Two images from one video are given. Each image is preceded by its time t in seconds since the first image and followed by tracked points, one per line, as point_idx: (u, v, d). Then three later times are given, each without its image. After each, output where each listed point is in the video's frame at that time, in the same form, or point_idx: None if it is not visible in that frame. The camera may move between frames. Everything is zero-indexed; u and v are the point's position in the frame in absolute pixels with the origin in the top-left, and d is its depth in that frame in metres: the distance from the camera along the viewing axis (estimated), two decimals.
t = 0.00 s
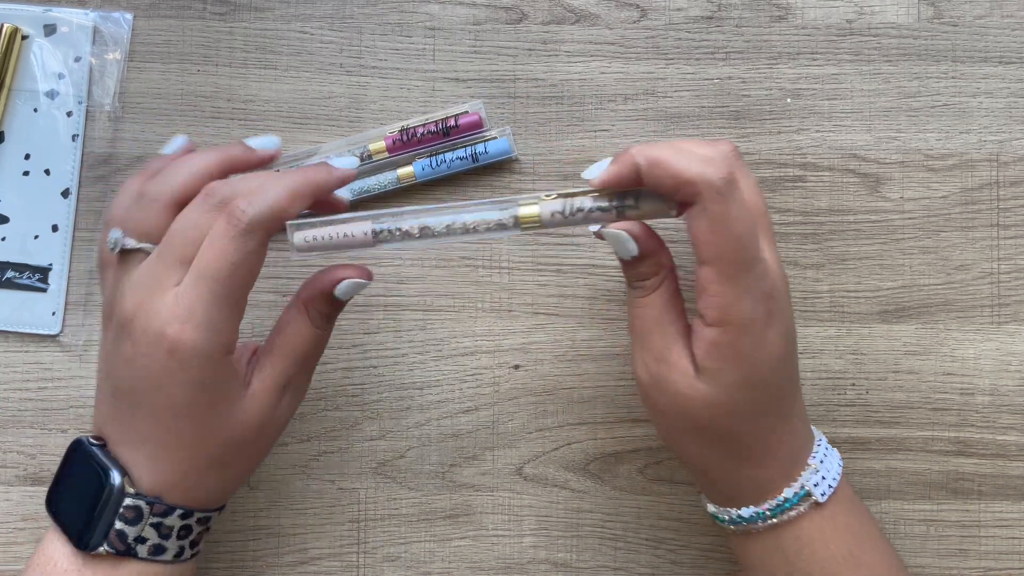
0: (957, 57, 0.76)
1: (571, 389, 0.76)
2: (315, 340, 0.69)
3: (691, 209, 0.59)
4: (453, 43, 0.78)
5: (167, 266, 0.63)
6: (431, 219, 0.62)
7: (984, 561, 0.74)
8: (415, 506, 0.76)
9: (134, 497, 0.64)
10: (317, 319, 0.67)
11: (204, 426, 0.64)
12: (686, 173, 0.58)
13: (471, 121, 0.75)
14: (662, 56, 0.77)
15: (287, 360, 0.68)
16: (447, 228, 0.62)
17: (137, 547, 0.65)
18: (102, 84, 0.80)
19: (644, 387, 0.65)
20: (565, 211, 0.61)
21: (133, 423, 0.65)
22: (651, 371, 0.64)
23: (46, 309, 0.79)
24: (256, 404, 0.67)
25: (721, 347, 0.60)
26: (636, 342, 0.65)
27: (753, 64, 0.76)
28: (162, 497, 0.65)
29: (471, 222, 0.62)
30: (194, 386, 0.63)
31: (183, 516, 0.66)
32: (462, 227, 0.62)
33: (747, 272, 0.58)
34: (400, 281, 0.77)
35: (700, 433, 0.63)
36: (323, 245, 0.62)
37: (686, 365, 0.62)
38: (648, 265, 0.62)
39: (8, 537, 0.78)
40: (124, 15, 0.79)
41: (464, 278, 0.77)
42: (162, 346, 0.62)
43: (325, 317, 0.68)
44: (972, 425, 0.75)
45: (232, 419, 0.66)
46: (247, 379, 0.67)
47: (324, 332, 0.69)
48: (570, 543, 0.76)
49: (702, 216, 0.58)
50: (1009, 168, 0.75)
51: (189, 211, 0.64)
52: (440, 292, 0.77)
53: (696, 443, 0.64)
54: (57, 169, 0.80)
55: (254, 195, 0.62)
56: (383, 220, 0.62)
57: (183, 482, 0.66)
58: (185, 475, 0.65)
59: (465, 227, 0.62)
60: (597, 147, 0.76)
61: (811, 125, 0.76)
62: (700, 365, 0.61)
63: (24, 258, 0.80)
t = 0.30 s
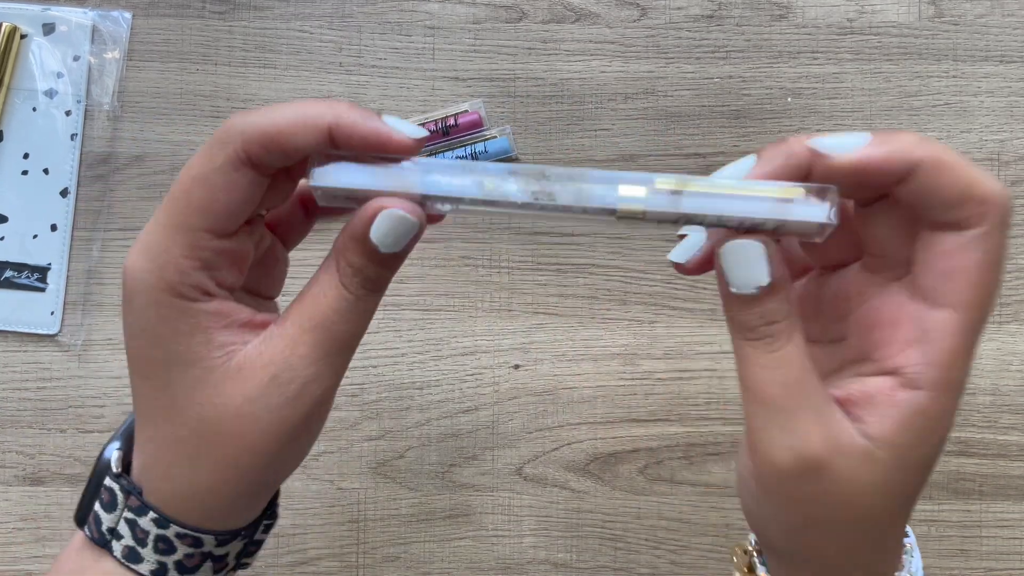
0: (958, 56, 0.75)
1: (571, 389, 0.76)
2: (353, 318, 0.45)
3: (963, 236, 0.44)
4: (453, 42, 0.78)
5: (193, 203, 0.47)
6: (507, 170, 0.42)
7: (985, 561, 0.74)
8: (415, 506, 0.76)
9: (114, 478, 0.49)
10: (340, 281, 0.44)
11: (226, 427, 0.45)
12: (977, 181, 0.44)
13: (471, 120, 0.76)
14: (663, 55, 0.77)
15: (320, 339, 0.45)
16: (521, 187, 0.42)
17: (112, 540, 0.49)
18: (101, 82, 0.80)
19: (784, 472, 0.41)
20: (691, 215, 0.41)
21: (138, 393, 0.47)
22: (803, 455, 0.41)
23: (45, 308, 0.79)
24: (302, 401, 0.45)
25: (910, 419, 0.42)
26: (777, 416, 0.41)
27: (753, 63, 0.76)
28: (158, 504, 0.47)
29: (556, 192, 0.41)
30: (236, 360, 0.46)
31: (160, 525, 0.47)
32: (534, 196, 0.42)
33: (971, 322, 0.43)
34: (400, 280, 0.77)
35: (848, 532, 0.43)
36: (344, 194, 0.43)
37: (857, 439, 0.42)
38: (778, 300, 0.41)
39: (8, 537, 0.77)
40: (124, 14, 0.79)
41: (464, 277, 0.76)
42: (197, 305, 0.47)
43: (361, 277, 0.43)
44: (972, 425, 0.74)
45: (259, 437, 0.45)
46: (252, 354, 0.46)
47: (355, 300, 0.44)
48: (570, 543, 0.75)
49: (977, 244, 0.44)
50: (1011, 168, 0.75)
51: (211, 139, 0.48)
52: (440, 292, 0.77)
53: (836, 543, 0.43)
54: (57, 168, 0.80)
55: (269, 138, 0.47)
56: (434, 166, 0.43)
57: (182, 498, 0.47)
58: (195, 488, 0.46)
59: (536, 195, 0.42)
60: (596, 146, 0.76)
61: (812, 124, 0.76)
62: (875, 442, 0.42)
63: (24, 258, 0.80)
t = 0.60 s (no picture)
0: (961, 55, 0.75)
1: (572, 390, 0.75)
2: (378, 363, 0.43)
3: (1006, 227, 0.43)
4: (453, 40, 0.77)
5: (193, 261, 0.48)
6: (511, 205, 0.38)
7: (988, 563, 0.73)
8: (414, 508, 0.76)
9: (200, 482, 0.56)
10: (371, 313, 0.41)
11: (287, 460, 0.47)
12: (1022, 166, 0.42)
13: (470, 119, 0.75)
14: (664, 53, 0.76)
15: (347, 390, 0.44)
16: (526, 218, 0.38)
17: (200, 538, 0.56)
18: (98, 81, 0.79)
19: (852, 510, 0.41)
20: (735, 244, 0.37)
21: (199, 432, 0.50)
22: (875, 493, 0.40)
23: (41, 309, 0.79)
24: (356, 422, 0.46)
25: (963, 420, 0.44)
26: (847, 459, 0.39)
27: (755, 62, 0.76)
28: (234, 515, 0.53)
29: (577, 215, 0.38)
30: (268, 413, 0.48)
31: (240, 532, 0.53)
32: (552, 219, 0.38)
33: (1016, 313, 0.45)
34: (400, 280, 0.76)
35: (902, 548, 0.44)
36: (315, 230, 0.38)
37: (922, 458, 0.43)
38: (859, 323, 0.37)
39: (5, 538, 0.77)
40: (120, 12, 0.79)
41: (463, 277, 0.76)
42: (217, 360, 0.49)
43: (369, 321, 0.42)
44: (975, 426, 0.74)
45: (330, 452, 0.47)
46: (280, 403, 0.47)
47: (377, 348, 0.43)
48: (570, 545, 0.75)
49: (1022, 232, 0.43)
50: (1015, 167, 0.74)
51: (189, 181, 0.47)
52: (440, 292, 0.76)
53: (888, 559, 0.44)
54: (54, 168, 0.79)
55: (236, 177, 0.45)
56: (424, 198, 0.39)
57: (252, 504, 0.50)
58: (266, 506, 0.50)
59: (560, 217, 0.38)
60: (596, 146, 0.76)
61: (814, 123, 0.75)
62: (932, 457, 0.43)
63: (20, 258, 0.79)
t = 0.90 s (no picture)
0: (961, 54, 0.75)
1: (572, 390, 0.75)
2: (379, 351, 0.47)
3: (930, 251, 0.45)
4: (453, 40, 0.77)
5: (229, 259, 0.50)
6: (512, 212, 0.44)
7: (989, 563, 0.73)
8: (415, 508, 0.75)
9: (210, 447, 0.59)
10: (377, 308, 0.46)
11: (293, 436, 0.51)
12: (937, 202, 0.44)
13: (471, 119, 0.75)
14: (664, 53, 0.76)
15: (351, 374, 0.49)
16: (516, 223, 0.44)
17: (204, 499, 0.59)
18: (98, 81, 0.79)
19: (796, 488, 0.46)
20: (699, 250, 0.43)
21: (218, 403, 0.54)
22: (815, 472, 0.45)
23: (41, 309, 0.78)
24: (355, 405, 0.50)
25: (902, 424, 0.48)
26: (793, 440, 0.44)
27: (756, 61, 0.76)
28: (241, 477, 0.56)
29: (563, 224, 0.44)
30: (281, 391, 0.51)
31: (243, 492, 0.57)
32: (540, 228, 0.44)
33: (949, 337, 0.47)
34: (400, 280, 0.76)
35: (845, 523, 0.49)
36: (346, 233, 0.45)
37: (867, 453, 0.47)
38: (801, 322, 0.43)
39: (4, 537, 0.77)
40: (120, 12, 0.78)
41: (463, 277, 0.76)
42: (245, 343, 0.51)
43: (374, 314, 0.46)
44: (976, 426, 0.74)
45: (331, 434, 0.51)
46: (294, 386, 0.51)
47: (380, 337, 0.47)
48: (570, 545, 0.75)
49: (946, 260, 0.45)
50: (1015, 167, 0.74)
51: (233, 190, 0.48)
52: (440, 292, 0.76)
53: (832, 531, 0.50)
54: (53, 167, 0.79)
55: (272, 189, 0.46)
56: (437, 207, 0.44)
57: (268, 475, 0.54)
58: (273, 475, 0.54)
59: (544, 229, 0.44)
60: (596, 146, 0.76)
61: (815, 123, 0.75)
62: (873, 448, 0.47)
63: (20, 258, 0.79)
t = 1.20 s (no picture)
0: (960, 55, 0.75)
1: (572, 389, 0.75)
2: (379, 299, 0.50)
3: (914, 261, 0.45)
4: (453, 40, 0.77)
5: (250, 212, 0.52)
6: (515, 183, 0.47)
7: (987, 562, 0.73)
8: (415, 507, 0.76)
9: (210, 410, 0.62)
10: (378, 257, 0.48)
11: (293, 388, 0.53)
12: (921, 213, 0.44)
13: (471, 118, 0.76)
14: (664, 53, 0.76)
15: (353, 322, 0.51)
16: (521, 194, 0.47)
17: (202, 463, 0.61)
18: (98, 81, 0.79)
19: (778, 492, 0.46)
20: (689, 242, 0.45)
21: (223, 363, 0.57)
22: (793, 475, 0.45)
23: (41, 309, 0.79)
24: (356, 354, 0.53)
25: (885, 431, 0.47)
26: (775, 448, 0.45)
27: (755, 62, 0.76)
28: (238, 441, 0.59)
29: (561, 201, 0.46)
30: (285, 342, 0.54)
31: (237, 454, 0.59)
32: (541, 200, 0.46)
33: (934, 346, 0.47)
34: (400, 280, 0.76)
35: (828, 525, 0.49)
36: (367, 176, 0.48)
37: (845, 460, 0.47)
38: (789, 334, 0.42)
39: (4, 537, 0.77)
40: (120, 12, 0.79)
41: (463, 277, 0.76)
42: (256, 295, 0.54)
43: (376, 263, 0.49)
44: (975, 426, 0.74)
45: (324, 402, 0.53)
46: (298, 337, 0.53)
47: (381, 287, 0.50)
48: (570, 544, 0.75)
49: (930, 270, 0.45)
50: (1014, 167, 0.74)
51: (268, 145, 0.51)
52: (441, 292, 0.76)
53: (817, 533, 0.50)
54: (54, 168, 0.79)
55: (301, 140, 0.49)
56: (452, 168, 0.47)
57: (270, 439, 0.57)
58: (271, 439, 0.57)
59: (543, 202, 0.46)
60: (596, 146, 0.76)
61: (814, 124, 0.75)
62: (857, 456, 0.47)
63: (20, 258, 0.79)
